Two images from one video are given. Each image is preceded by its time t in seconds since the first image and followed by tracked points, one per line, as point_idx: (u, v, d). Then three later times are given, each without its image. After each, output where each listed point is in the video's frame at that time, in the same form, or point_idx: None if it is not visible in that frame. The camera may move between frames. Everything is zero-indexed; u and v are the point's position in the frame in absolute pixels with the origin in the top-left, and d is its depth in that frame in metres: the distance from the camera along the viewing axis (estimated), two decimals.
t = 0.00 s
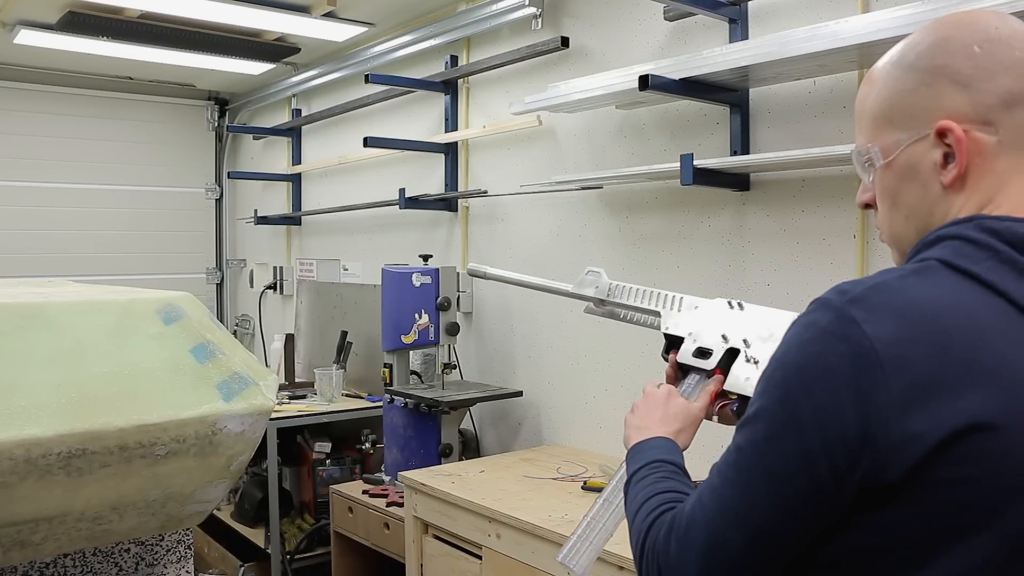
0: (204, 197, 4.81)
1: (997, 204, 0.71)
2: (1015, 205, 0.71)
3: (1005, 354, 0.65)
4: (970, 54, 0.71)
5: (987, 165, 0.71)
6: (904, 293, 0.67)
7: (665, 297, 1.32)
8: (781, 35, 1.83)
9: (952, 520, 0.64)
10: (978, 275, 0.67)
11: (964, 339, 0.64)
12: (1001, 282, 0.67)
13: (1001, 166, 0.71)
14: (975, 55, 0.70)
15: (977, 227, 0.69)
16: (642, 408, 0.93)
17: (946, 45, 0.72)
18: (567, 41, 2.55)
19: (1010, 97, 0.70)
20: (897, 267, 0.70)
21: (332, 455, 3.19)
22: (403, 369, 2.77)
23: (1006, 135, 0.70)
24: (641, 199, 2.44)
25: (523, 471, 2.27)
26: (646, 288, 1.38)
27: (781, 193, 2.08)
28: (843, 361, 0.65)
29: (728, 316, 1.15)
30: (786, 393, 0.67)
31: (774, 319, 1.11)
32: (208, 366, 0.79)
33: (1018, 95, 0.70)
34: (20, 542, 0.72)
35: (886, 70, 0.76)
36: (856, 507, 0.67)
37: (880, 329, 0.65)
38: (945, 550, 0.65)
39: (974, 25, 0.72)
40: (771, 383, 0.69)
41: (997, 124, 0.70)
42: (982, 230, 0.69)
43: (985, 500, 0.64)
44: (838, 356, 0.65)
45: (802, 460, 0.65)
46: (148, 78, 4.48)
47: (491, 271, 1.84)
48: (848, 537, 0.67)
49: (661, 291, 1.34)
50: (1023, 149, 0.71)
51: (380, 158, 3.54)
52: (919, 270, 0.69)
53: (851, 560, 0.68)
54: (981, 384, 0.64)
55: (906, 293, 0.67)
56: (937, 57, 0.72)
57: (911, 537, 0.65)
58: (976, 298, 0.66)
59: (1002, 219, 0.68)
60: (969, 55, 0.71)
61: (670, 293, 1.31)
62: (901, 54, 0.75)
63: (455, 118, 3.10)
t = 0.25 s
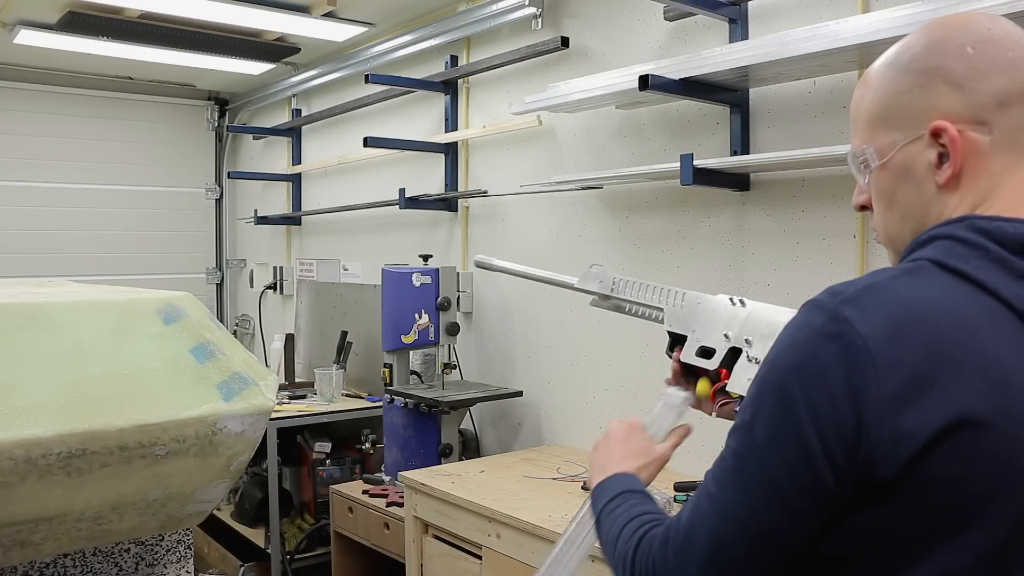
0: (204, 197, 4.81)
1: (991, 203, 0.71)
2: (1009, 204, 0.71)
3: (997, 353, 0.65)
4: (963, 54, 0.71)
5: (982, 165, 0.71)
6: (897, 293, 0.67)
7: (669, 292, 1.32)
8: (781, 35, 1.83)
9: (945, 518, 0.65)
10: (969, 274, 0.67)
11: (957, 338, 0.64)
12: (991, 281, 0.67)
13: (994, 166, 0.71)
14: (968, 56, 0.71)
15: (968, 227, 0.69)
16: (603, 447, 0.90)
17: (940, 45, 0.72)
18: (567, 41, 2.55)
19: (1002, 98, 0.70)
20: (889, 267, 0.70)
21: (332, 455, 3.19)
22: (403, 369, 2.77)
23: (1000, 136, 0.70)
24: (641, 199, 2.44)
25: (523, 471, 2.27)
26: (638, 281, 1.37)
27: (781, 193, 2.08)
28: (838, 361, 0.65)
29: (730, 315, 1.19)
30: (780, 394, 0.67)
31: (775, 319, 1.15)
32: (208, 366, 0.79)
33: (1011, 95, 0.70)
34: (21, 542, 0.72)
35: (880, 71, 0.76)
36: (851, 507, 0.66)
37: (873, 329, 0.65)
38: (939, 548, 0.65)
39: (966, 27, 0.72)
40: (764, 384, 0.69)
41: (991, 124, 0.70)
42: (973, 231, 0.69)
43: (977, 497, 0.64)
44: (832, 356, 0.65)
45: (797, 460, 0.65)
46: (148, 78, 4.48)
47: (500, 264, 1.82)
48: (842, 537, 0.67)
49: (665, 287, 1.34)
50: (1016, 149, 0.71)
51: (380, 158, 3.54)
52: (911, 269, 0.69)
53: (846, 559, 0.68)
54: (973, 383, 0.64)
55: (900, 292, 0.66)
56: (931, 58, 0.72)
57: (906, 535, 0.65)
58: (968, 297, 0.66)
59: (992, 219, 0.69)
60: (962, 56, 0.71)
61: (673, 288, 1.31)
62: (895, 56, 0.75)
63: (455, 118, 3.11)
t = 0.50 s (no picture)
0: (204, 197, 4.81)
1: (968, 201, 0.71)
2: (987, 202, 0.70)
3: (974, 353, 0.64)
4: (930, 56, 0.71)
5: (956, 164, 0.71)
6: (873, 296, 0.66)
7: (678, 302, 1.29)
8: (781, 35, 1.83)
9: (928, 517, 0.64)
10: (947, 275, 0.67)
11: (933, 339, 0.64)
12: (970, 281, 0.66)
13: (969, 164, 0.71)
14: (935, 57, 0.71)
15: (945, 228, 0.69)
16: (586, 452, 0.95)
17: (909, 47, 0.72)
18: (567, 41, 2.55)
19: (972, 96, 0.70)
20: (868, 270, 0.70)
21: (331, 455, 3.19)
22: (403, 369, 2.77)
23: (973, 134, 0.70)
24: (640, 199, 2.44)
25: (523, 471, 2.27)
26: (652, 296, 1.38)
27: (781, 193, 2.08)
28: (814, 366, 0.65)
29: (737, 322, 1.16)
30: (760, 399, 0.67)
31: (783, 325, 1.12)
32: (208, 366, 0.79)
33: (982, 92, 0.70)
34: (21, 542, 0.72)
35: (854, 76, 0.76)
36: (834, 508, 0.66)
37: (849, 333, 0.65)
38: (922, 547, 0.65)
39: (935, 28, 0.72)
40: (747, 388, 0.69)
41: (963, 123, 0.70)
42: (950, 231, 0.68)
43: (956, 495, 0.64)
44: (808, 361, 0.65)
45: (776, 465, 0.65)
46: (148, 78, 4.48)
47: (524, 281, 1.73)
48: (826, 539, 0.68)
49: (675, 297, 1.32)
50: (993, 146, 0.71)
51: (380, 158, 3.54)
52: (889, 272, 0.69)
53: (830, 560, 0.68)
54: (951, 384, 0.63)
55: (876, 296, 0.66)
56: (900, 60, 0.72)
57: (890, 534, 0.65)
58: (945, 297, 0.66)
59: (968, 219, 0.68)
60: (931, 57, 0.71)
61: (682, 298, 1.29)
62: (869, 60, 0.75)
63: (455, 118, 3.11)
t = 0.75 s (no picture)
0: (204, 197, 4.81)
1: (912, 198, 0.73)
2: (930, 197, 0.72)
3: (906, 341, 0.66)
4: (868, 60, 0.74)
5: (899, 162, 0.73)
6: (808, 292, 0.69)
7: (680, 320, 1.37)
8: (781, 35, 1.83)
9: (868, 503, 0.66)
10: (882, 268, 0.68)
11: (864, 330, 0.66)
12: (904, 272, 0.68)
13: (911, 162, 0.73)
14: (873, 61, 0.74)
15: (884, 224, 0.71)
16: (590, 456, 0.96)
17: (850, 53, 0.75)
18: (567, 41, 2.55)
19: (909, 97, 0.72)
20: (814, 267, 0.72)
21: (332, 455, 3.19)
22: (403, 369, 2.76)
23: (912, 132, 0.72)
24: (640, 199, 2.44)
25: (523, 471, 2.27)
26: (658, 316, 1.45)
27: (781, 193, 2.08)
28: (750, 360, 0.67)
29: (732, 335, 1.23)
30: (705, 394, 0.70)
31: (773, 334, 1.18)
32: (208, 366, 0.79)
33: (918, 92, 0.72)
34: (20, 542, 0.72)
35: (805, 85, 0.79)
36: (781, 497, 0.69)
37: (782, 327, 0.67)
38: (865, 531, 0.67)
39: (873, 34, 0.75)
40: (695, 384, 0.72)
41: (902, 123, 0.73)
42: (888, 226, 0.70)
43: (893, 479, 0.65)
44: (745, 356, 0.68)
45: (720, 456, 0.68)
46: (148, 78, 4.48)
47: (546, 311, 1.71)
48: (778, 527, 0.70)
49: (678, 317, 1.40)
50: (934, 144, 0.72)
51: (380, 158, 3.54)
52: (830, 268, 0.71)
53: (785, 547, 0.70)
54: (882, 372, 0.65)
55: (812, 291, 0.68)
56: (843, 68, 0.75)
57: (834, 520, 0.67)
58: (880, 289, 0.68)
59: (905, 213, 0.70)
60: (869, 61, 0.74)
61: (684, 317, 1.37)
62: (817, 70, 0.78)
63: (455, 118, 3.10)
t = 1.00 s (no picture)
0: (204, 197, 4.81)
1: (785, 204, 0.83)
2: (799, 203, 0.82)
3: (738, 338, 0.76)
4: (747, 83, 0.84)
5: (773, 174, 0.83)
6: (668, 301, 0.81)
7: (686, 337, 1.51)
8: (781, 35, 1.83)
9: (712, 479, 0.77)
10: (731, 276, 0.79)
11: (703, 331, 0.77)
12: (748, 279, 0.78)
13: (783, 172, 0.83)
14: (752, 82, 0.84)
15: (743, 239, 0.82)
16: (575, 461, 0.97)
17: (735, 78, 0.86)
18: (567, 41, 2.55)
19: (777, 114, 0.82)
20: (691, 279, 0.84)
21: (332, 455, 3.19)
22: (403, 369, 2.76)
23: (781, 146, 0.82)
24: (640, 199, 2.44)
25: (523, 471, 2.27)
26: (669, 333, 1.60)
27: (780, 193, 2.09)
28: (616, 360, 0.81)
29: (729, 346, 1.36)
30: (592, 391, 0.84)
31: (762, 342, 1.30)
32: (208, 365, 0.79)
33: (786, 110, 0.82)
34: (20, 542, 0.72)
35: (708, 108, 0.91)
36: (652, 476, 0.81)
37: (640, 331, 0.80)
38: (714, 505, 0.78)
39: (756, 58, 0.85)
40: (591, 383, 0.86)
41: (772, 139, 0.83)
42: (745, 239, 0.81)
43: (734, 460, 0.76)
44: (614, 357, 0.82)
45: (600, 441, 0.82)
46: (148, 78, 4.48)
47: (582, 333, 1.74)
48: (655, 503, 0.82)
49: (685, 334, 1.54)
50: (803, 155, 0.82)
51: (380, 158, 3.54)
52: (698, 278, 0.83)
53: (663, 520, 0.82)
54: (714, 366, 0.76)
55: (671, 299, 0.80)
56: (729, 91, 0.86)
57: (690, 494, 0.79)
58: (725, 295, 0.79)
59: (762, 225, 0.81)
60: (747, 84, 0.84)
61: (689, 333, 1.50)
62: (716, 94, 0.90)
63: (455, 118, 3.10)
